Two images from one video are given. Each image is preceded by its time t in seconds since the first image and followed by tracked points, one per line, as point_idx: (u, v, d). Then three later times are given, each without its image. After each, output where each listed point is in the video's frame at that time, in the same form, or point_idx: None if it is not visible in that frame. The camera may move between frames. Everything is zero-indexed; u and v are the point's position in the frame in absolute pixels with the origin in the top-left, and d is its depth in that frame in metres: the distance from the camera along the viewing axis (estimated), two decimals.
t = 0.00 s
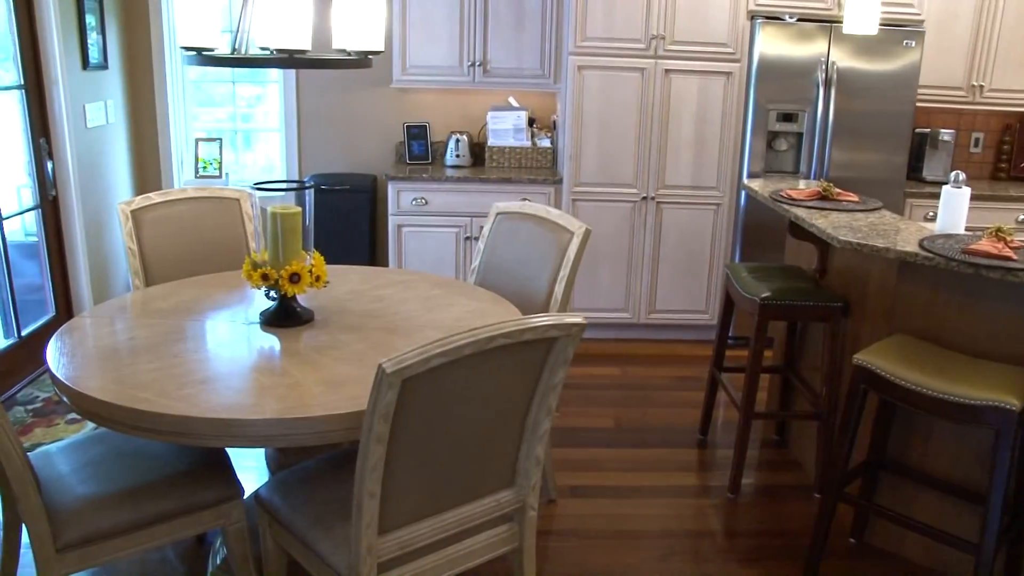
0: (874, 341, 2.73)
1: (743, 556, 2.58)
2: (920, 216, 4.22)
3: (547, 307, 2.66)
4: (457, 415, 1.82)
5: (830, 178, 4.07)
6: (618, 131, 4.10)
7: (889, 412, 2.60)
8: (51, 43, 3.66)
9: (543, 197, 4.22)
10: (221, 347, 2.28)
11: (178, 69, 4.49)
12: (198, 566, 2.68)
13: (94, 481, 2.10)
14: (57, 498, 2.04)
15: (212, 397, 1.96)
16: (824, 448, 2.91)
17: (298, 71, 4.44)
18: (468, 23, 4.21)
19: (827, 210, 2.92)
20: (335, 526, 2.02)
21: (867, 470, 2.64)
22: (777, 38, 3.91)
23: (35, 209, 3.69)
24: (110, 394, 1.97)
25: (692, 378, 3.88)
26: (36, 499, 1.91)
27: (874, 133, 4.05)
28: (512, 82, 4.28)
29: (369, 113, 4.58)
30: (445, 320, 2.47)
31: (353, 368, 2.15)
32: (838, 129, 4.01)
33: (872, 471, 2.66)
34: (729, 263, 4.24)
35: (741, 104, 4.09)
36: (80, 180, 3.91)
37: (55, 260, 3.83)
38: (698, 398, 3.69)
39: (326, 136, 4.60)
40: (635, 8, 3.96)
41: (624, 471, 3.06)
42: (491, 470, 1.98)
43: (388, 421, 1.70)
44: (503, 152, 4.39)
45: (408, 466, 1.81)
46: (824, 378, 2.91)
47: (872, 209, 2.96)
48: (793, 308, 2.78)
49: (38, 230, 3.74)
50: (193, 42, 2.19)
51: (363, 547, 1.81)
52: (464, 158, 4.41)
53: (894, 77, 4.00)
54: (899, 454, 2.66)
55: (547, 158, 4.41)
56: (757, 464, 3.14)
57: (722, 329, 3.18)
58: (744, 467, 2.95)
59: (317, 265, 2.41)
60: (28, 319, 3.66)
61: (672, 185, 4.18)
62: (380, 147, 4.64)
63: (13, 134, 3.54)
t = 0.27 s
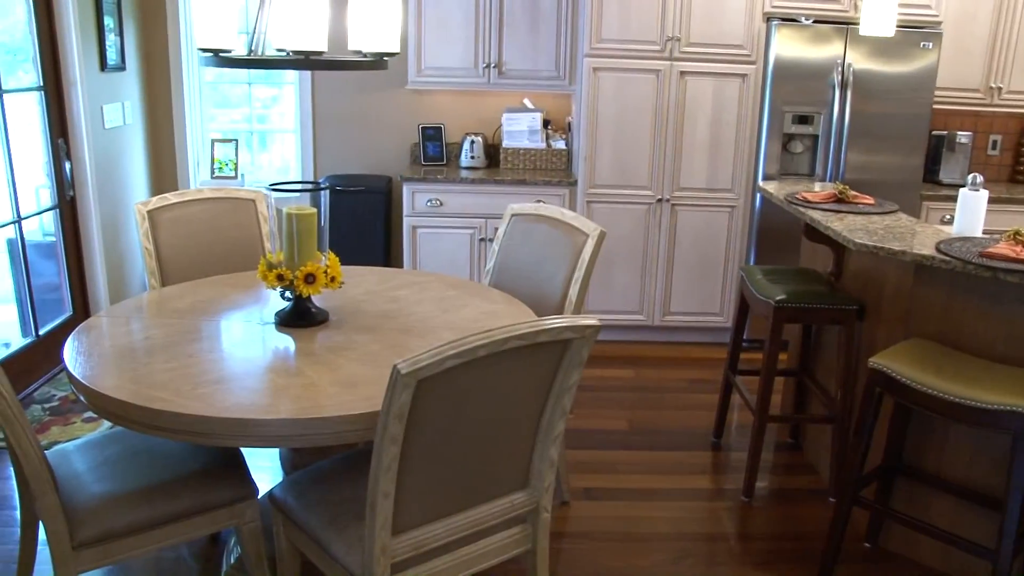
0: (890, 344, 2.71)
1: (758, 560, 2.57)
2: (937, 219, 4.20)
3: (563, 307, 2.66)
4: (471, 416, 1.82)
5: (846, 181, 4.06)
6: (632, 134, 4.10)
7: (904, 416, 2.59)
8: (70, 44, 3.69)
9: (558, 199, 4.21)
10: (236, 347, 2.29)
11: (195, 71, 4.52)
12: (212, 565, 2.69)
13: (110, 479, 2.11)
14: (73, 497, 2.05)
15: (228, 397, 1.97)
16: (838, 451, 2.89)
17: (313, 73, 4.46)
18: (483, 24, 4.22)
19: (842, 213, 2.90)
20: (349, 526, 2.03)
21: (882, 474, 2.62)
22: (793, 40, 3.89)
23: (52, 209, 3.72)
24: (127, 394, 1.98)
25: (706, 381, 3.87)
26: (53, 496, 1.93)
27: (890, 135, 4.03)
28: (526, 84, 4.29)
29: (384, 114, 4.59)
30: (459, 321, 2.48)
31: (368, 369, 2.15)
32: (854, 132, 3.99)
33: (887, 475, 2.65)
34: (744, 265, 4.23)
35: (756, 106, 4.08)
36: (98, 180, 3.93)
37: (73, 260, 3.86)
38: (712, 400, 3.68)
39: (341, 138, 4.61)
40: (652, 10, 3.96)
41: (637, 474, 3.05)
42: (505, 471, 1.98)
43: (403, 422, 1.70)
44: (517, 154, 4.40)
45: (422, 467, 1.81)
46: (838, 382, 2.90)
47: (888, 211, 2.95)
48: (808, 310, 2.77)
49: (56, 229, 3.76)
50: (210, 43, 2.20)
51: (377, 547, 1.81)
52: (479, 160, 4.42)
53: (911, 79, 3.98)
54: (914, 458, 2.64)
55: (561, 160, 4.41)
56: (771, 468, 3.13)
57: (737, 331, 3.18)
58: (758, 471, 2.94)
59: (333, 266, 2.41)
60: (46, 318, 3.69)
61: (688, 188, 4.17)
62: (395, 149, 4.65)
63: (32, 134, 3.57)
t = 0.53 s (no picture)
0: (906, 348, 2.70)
1: (771, 564, 2.56)
2: (954, 222, 4.17)
3: (577, 309, 2.65)
4: (485, 418, 1.82)
5: (861, 184, 4.04)
6: (647, 136, 4.10)
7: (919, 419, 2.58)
8: (87, 45, 3.72)
9: (572, 201, 4.21)
10: (251, 347, 2.30)
11: (211, 73, 4.54)
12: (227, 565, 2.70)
13: (126, 478, 2.12)
14: (89, 496, 2.06)
15: (242, 397, 1.98)
16: (853, 455, 2.88)
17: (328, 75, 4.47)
18: (498, 26, 4.22)
19: (858, 216, 2.89)
20: (362, 526, 2.03)
21: (897, 478, 2.61)
22: (809, 42, 3.88)
23: (70, 209, 3.75)
24: (142, 394, 1.99)
25: (720, 385, 3.86)
26: (69, 495, 1.94)
27: (906, 137, 4.01)
28: (541, 86, 4.29)
29: (399, 116, 4.60)
30: (474, 323, 2.48)
31: (383, 371, 2.16)
32: (871, 134, 3.97)
33: (902, 479, 2.63)
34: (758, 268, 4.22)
35: (771, 108, 4.06)
36: (114, 180, 3.96)
37: (89, 260, 3.89)
38: (726, 404, 3.67)
39: (355, 139, 4.62)
40: (667, 12, 3.95)
41: (650, 477, 3.04)
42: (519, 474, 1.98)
43: (417, 424, 1.70)
44: (532, 156, 4.41)
45: (436, 469, 1.81)
46: (853, 385, 2.89)
47: (905, 214, 2.93)
48: (823, 313, 2.75)
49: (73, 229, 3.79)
50: (227, 44, 2.20)
51: (390, 548, 1.82)
52: (493, 161, 4.42)
53: (928, 81, 3.95)
54: (930, 462, 2.63)
55: (576, 162, 4.41)
56: (785, 471, 3.12)
57: (752, 334, 3.17)
58: (772, 474, 2.93)
59: (348, 267, 2.42)
60: (63, 318, 3.71)
61: (703, 190, 4.16)
62: (410, 151, 4.66)
63: (50, 135, 3.60)
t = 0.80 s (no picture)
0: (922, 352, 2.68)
1: (785, 568, 2.55)
2: (971, 225, 4.15)
3: (591, 311, 2.65)
4: (499, 420, 1.82)
5: (877, 187, 4.02)
6: (662, 138, 4.09)
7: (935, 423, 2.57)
8: (106, 47, 3.75)
9: (587, 204, 4.20)
10: (266, 348, 2.31)
11: (227, 74, 4.56)
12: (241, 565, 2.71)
13: (141, 478, 2.13)
14: (105, 495, 2.08)
15: (257, 398, 1.98)
16: (868, 460, 2.86)
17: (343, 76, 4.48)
18: (513, 27, 4.22)
19: (873, 218, 2.88)
20: (375, 527, 2.03)
21: (912, 483, 2.60)
22: (825, 44, 3.86)
23: (88, 210, 3.77)
24: (157, 394, 2.00)
25: (733, 388, 3.84)
26: (86, 494, 1.95)
27: (922, 139, 3.99)
28: (556, 88, 4.29)
29: (414, 117, 4.61)
30: (488, 325, 2.48)
31: (397, 372, 2.16)
32: (887, 137, 3.95)
33: (917, 484, 2.62)
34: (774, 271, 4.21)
35: (786, 111, 4.05)
36: (131, 181, 3.99)
37: (106, 260, 3.91)
38: (741, 407, 3.66)
39: (370, 140, 4.63)
40: (682, 14, 3.95)
41: (663, 480, 3.03)
42: (533, 475, 1.98)
43: (431, 425, 1.70)
44: (547, 158, 4.41)
45: (450, 470, 1.81)
46: (868, 390, 2.88)
47: (921, 217, 2.92)
48: (838, 316, 2.74)
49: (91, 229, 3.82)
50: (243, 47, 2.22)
51: (404, 549, 1.82)
52: (508, 163, 4.42)
53: (945, 83, 3.93)
54: (946, 467, 2.61)
55: (591, 164, 4.40)
56: (800, 475, 3.11)
57: (766, 337, 3.16)
58: (787, 477, 2.92)
59: (363, 269, 2.42)
60: (80, 318, 3.73)
61: (718, 193, 4.15)
62: (424, 152, 4.67)
63: (68, 135, 3.62)
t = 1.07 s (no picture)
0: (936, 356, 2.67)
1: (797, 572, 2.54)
2: (985, 229, 4.12)
3: (604, 314, 2.65)
4: (511, 423, 1.82)
5: (890, 190, 4.00)
6: (676, 141, 4.09)
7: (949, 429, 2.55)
8: (121, 50, 3.77)
9: (600, 206, 4.20)
10: (279, 350, 2.31)
11: (241, 77, 4.59)
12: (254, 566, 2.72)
13: (154, 478, 2.14)
14: (118, 495, 2.09)
15: (270, 400, 1.99)
16: (881, 464, 2.84)
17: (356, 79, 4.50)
18: (526, 30, 4.22)
19: (887, 222, 2.86)
20: (387, 529, 2.03)
21: (925, 488, 2.58)
22: (839, 47, 3.85)
23: (103, 211, 3.80)
24: (170, 394, 2.01)
25: (745, 391, 3.83)
26: (99, 494, 1.96)
27: (937, 143, 3.97)
28: (569, 91, 4.29)
29: (427, 120, 4.62)
30: (501, 328, 2.48)
31: (410, 374, 2.16)
32: (901, 140, 3.93)
33: (930, 489, 2.61)
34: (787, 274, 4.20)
35: (799, 114, 4.04)
36: (145, 183, 4.01)
37: (120, 262, 3.93)
38: (753, 410, 3.65)
39: (383, 143, 4.64)
40: (696, 17, 3.95)
41: (675, 483, 3.03)
42: (545, 478, 1.97)
43: (443, 428, 1.70)
44: (560, 161, 4.41)
45: (461, 473, 1.82)
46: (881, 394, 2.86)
47: (935, 221, 2.90)
48: (851, 319, 2.73)
49: (106, 231, 3.84)
50: (258, 49, 2.23)
51: (416, 551, 1.82)
52: (521, 166, 4.43)
53: (960, 86, 3.91)
54: (959, 472, 2.59)
55: (604, 167, 4.40)
56: (813, 480, 3.09)
57: (780, 341, 3.15)
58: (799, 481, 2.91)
59: (376, 271, 2.42)
60: (94, 319, 3.75)
61: (731, 195, 4.14)
62: (437, 154, 4.67)
63: (83, 137, 3.64)
